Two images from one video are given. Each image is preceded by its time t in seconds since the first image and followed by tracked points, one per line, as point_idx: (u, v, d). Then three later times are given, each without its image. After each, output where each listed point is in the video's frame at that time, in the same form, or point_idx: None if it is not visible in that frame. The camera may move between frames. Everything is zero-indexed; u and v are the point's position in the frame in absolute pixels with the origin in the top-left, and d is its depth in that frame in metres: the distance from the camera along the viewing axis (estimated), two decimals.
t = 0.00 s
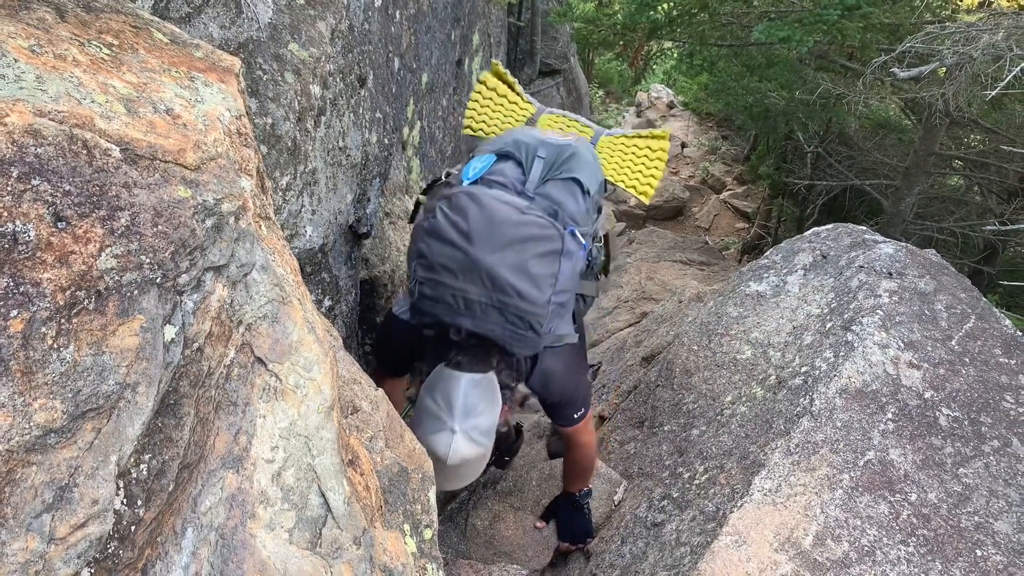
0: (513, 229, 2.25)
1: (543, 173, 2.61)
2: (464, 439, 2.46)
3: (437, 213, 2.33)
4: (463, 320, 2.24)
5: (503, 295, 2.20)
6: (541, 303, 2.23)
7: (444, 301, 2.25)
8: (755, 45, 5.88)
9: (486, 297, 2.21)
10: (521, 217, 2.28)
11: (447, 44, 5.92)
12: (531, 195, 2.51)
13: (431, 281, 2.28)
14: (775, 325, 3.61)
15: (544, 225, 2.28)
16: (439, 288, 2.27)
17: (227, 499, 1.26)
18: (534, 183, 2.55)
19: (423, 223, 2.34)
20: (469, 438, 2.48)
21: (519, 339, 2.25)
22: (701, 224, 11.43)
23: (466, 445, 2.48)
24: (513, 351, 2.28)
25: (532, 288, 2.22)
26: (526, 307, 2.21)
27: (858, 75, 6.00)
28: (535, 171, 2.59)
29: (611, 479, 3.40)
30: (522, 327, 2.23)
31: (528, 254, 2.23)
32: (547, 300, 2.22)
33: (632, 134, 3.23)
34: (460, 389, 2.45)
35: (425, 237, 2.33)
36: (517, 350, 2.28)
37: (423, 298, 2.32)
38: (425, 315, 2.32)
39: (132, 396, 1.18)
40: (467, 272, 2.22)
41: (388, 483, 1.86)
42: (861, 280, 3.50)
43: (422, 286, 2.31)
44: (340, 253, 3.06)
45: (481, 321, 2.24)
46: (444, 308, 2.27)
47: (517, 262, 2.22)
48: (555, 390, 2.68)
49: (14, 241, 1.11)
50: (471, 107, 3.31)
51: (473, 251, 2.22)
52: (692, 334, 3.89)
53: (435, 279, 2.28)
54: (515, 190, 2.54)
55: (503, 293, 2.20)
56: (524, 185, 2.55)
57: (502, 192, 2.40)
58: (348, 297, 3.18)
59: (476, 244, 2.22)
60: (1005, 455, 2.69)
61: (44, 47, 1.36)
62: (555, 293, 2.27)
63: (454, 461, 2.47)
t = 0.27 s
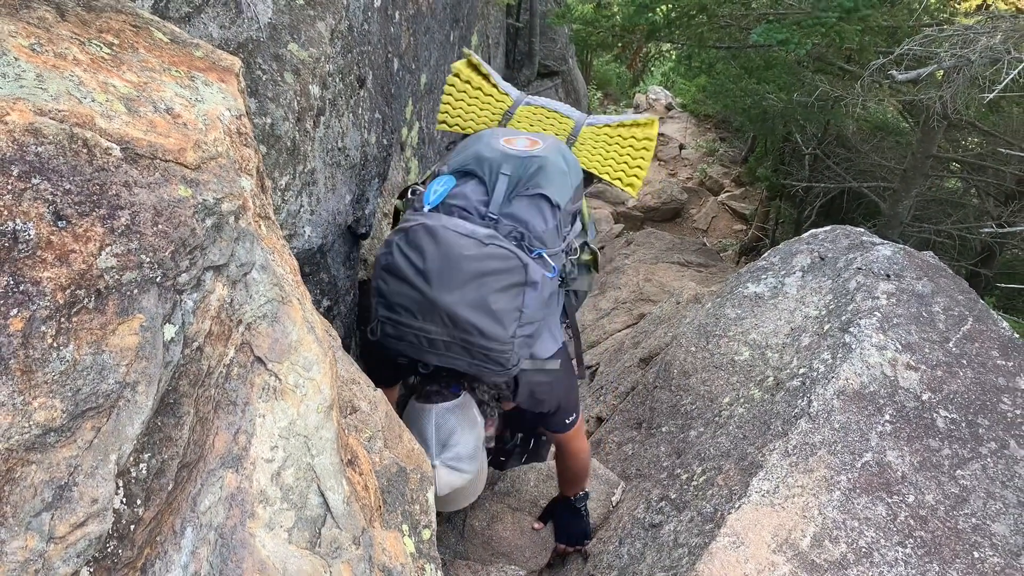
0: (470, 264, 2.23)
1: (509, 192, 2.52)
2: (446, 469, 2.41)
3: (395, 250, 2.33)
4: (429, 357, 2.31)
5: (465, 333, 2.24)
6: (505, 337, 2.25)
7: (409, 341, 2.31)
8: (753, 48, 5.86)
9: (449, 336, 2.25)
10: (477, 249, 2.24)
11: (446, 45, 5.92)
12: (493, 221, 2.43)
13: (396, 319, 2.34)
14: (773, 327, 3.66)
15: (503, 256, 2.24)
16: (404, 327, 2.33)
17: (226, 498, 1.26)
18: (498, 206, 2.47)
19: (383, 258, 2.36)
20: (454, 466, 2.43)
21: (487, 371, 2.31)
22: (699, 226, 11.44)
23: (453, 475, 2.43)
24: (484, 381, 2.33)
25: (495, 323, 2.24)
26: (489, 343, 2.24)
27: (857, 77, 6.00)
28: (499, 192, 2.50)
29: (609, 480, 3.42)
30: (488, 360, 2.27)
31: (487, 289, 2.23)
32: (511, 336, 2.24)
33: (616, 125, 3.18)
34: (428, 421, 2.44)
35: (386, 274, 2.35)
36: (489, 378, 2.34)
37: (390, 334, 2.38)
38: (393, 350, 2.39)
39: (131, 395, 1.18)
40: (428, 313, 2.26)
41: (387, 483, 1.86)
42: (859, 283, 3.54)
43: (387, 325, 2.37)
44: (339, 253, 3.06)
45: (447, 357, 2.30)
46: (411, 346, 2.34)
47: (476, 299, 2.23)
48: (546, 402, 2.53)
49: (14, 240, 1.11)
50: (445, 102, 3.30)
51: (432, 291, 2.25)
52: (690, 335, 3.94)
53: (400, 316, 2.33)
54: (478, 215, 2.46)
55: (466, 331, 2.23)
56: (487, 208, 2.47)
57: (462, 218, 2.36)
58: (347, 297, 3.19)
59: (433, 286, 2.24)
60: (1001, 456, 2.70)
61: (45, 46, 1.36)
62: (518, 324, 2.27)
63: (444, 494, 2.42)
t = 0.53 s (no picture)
0: (459, 260, 2.25)
1: (498, 192, 2.52)
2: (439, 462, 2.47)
3: (385, 249, 2.35)
4: (420, 355, 2.32)
5: (455, 330, 2.26)
6: (495, 333, 2.26)
7: (398, 339, 2.32)
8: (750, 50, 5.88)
9: (439, 333, 2.26)
10: (467, 245, 2.27)
11: (444, 45, 5.92)
12: (484, 220, 2.44)
13: (386, 318, 2.35)
14: (769, 328, 3.67)
15: (492, 253, 2.26)
16: (394, 325, 2.34)
17: (228, 497, 1.27)
18: (487, 205, 2.48)
19: (373, 258, 2.38)
20: (445, 458, 2.50)
21: (479, 368, 2.31)
22: (696, 228, 11.46)
23: (445, 466, 2.48)
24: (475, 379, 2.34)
25: (484, 319, 2.25)
26: (479, 340, 2.25)
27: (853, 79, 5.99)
28: (488, 192, 2.50)
29: (606, 481, 3.43)
30: (478, 356, 2.28)
31: (477, 285, 2.25)
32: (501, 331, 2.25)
33: (606, 129, 3.17)
34: (416, 412, 2.54)
35: (376, 273, 2.37)
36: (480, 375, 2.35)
37: (380, 333, 2.39)
38: (384, 349, 2.40)
39: (134, 393, 1.19)
40: (418, 311, 2.28)
41: (386, 484, 1.87)
42: (856, 284, 3.56)
43: (377, 323, 2.38)
44: (337, 254, 3.06)
45: (438, 355, 2.31)
46: (402, 345, 2.35)
47: (465, 295, 2.25)
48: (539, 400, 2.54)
49: (16, 238, 1.11)
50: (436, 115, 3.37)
51: (422, 288, 2.26)
52: (687, 336, 3.97)
53: (389, 315, 2.34)
54: (467, 214, 2.47)
55: (456, 327, 2.25)
56: (476, 208, 2.48)
57: (452, 217, 2.39)
58: (345, 298, 3.19)
59: (423, 283, 2.26)
60: (996, 458, 2.74)
61: (46, 46, 1.37)
62: (508, 320, 2.28)
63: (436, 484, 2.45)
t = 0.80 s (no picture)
0: (465, 236, 2.29)
1: (499, 179, 2.57)
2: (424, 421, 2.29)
3: (390, 226, 2.38)
4: (423, 332, 2.32)
5: (459, 304, 2.27)
6: (499, 308, 2.28)
7: (402, 314, 2.33)
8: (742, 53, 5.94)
9: (444, 308, 2.28)
10: (473, 223, 2.30)
11: (438, 48, 5.94)
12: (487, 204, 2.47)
13: (389, 294, 2.35)
14: (763, 329, 3.70)
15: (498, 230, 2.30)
16: (397, 303, 2.35)
17: (234, 492, 1.27)
18: (490, 190, 2.52)
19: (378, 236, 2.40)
20: (433, 422, 2.30)
21: (481, 347, 2.32)
22: (688, 230, 11.50)
23: (431, 428, 2.28)
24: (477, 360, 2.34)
25: (489, 293, 2.27)
26: (483, 314, 2.26)
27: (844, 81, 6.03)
28: (490, 178, 2.54)
29: (602, 481, 3.45)
30: (481, 333, 2.29)
31: (482, 261, 2.28)
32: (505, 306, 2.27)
33: (597, 136, 3.21)
34: (402, 383, 2.39)
35: (381, 251, 2.39)
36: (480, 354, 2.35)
37: (382, 312, 2.39)
38: (386, 329, 2.40)
39: (140, 389, 1.20)
40: (422, 285, 2.29)
41: (386, 481, 1.88)
42: (849, 284, 3.59)
43: (380, 302, 2.39)
44: (334, 255, 3.07)
45: (441, 332, 2.31)
46: (405, 323, 2.35)
47: (470, 269, 2.27)
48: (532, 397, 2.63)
49: (25, 235, 1.13)
50: (432, 120, 3.39)
51: (427, 262, 2.28)
52: (681, 336, 4.01)
53: (392, 292, 2.35)
54: (470, 198, 2.50)
55: (460, 302, 2.26)
56: (479, 192, 2.51)
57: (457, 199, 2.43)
58: (342, 299, 3.20)
59: (428, 257, 2.28)
60: (988, 457, 2.77)
61: (51, 45, 1.38)
62: (512, 296, 2.30)
63: (424, 444, 2.25)
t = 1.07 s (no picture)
0: (427, 208, 2.32)
1: (460, 159, 2.58)
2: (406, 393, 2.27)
3: (355, 214, 2.43)
4: (399, 309, 2.34)
5: (429, 274, 2.29)
6: (469, 272, 2.28)
7: (375, 294, 2.35)
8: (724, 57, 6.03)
9: (414, 280, 2.30)
10: (434, 196, 2.33)
11: (424, 52, 5.96)
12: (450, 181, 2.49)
13: (362, 277, 2.38)
14: (750, 327, 3.76)
15: (458, 198, 2.32)
16: (370, 285, 2.37)
17: (243, 482, 1.28)
18: (451, 169, 2.54)
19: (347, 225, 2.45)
20: (419, 391, 2.29)
21: (459, 316, 2.32)
22: (672, 233, 11.57)
23: (419, 398, 2.27)
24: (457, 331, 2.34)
25: (456, 258, 2.27)
26: (452, 279, 2.27)
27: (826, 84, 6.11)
28: (449, 158, 2.56)
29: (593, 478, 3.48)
30: (456, 300, 2.29)
31: (445, 229, 2.29)
32: (476, 269, 2.27)
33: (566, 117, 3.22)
34: (379, 367, 2.37)
35: (349, 239, 2.43)
36: (460, 325, 2.35)
37: (359, 298, 2.42)
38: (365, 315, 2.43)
39: (151, 381, 1.22)
40: (391, 262, 2.32)
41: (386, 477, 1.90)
42: (833, 282, 3.65)
43: (354, 287, 2.42)
44: (327, 256, 3.09)
45: (416, 307, 2.33)
46: (381, 305, 2.37)
47: (435, 239, 2.29)
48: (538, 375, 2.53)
49: (37, 230, 1.16)
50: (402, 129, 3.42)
51: (392, 239, 2.32)
52: (670, 335, 4.07)
53: (364, 274, 2.38)
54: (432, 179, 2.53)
55: (429, 271, 2.28)
56: (441, 173, 2.53)
57: (420, 180, 2.47)
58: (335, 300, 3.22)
59: (393, 232, 2.32)
60: (972, 449, 2.84)
61: (57, 44, 1.39)
62: (481, 259, 2.30)
63: (416, 416, 2.24)
